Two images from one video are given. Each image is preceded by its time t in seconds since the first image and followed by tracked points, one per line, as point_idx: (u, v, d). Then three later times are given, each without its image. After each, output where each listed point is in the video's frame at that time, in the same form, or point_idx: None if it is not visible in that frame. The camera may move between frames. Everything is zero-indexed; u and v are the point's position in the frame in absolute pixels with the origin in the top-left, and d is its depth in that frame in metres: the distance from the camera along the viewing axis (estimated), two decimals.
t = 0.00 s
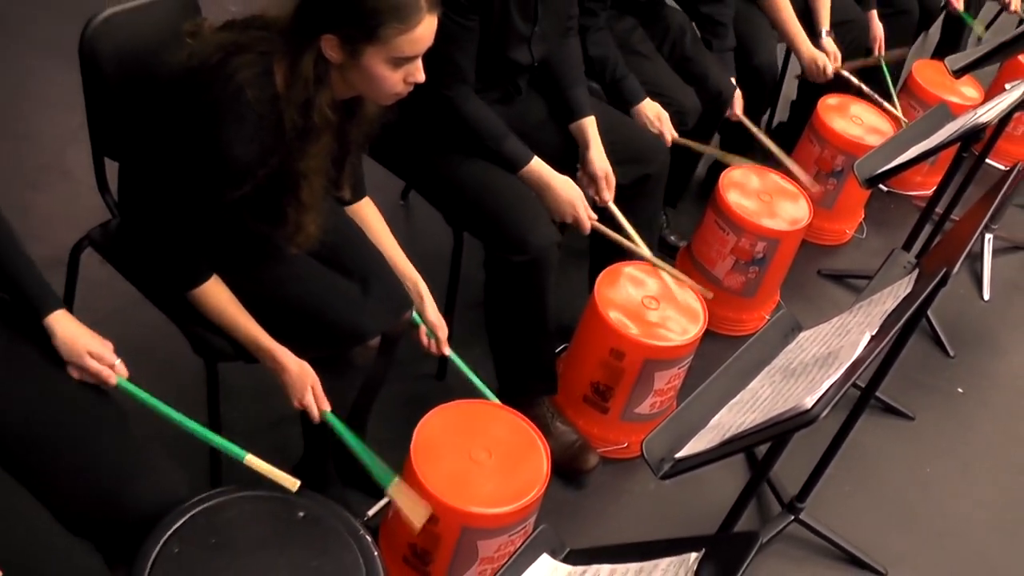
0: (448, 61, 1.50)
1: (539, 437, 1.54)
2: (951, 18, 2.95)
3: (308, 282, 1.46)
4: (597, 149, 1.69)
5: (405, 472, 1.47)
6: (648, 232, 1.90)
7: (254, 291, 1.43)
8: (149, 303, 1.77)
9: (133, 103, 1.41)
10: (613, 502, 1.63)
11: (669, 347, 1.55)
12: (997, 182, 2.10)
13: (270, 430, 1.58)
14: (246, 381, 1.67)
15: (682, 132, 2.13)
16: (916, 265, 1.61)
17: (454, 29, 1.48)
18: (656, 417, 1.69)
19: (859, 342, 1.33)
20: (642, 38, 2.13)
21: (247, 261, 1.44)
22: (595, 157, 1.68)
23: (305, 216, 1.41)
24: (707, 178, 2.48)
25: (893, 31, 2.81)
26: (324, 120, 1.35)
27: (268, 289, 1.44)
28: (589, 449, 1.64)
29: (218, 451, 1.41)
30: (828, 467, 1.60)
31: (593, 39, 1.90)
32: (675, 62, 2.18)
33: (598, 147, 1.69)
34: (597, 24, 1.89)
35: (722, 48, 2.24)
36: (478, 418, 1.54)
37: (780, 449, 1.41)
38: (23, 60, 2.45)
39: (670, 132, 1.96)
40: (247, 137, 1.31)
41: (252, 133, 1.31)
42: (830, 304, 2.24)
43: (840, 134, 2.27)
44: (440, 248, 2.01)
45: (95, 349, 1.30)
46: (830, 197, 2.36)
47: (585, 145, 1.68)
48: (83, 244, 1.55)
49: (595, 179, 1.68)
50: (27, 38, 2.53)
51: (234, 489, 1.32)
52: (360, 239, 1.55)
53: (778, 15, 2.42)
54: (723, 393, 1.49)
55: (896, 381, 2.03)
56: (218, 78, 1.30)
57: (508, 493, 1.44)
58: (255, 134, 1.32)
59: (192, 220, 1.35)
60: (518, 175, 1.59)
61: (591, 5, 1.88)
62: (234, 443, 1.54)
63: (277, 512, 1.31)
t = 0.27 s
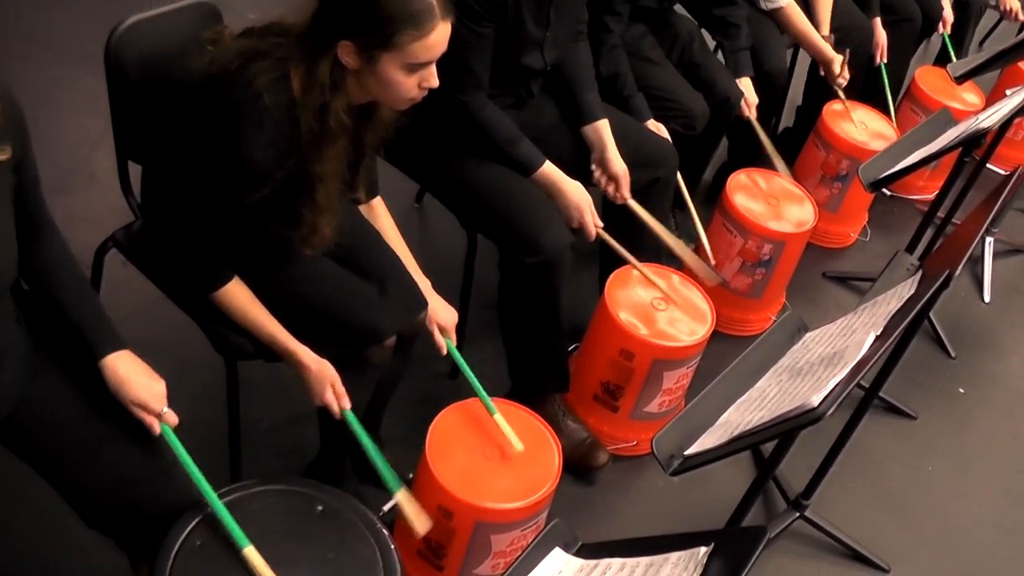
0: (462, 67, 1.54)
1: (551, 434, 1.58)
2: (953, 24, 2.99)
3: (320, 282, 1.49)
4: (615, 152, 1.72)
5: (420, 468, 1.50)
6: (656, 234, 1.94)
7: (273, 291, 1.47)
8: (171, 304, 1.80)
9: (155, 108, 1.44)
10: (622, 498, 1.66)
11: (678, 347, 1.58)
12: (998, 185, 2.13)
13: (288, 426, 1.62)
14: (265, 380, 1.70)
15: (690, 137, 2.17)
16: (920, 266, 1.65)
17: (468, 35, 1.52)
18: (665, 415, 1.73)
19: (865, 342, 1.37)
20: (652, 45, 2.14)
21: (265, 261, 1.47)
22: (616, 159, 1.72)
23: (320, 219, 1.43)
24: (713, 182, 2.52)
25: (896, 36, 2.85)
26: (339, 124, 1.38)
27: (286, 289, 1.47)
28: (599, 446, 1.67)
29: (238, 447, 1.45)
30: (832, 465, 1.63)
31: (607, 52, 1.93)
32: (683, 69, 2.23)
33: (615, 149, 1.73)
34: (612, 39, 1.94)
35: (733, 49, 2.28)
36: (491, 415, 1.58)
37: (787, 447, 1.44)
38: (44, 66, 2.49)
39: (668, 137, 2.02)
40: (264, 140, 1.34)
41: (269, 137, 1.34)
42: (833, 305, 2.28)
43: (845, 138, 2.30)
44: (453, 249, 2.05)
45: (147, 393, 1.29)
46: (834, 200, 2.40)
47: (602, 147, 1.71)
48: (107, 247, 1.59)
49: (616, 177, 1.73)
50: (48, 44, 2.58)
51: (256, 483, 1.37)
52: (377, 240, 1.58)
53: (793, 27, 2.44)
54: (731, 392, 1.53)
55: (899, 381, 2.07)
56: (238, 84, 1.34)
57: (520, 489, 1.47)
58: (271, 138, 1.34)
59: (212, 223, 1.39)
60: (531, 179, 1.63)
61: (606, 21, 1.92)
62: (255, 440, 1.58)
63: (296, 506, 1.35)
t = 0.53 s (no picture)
0: (473, 74, 1.57)
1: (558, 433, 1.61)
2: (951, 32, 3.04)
3: (332, 284, 1.51)
4: (614, 157, 1.77)
5: (431, 465, 1.54)
6: (660, 238, 1.97)
7: (287, 292, 1.50)
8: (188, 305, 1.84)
9: (176, 115, 1.49)
10: (628, 496, 1.70)
11: (683, 348, 1.62)
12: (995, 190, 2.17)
13: (302, 424, 1.65)
14: (281, 379, 1.74)
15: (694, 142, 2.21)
16: (919, 270, 1.68)
17: (478, 43, 1.55)
18: (669, 414, 1.76)
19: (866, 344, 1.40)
20: (658, 52, 2.18)
21: (278, 262, 1.49)
22: (610, 166, 1.75)
23: (331, 222, 1.44)
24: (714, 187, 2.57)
25: (895, 44, 2.89)
26: (351, 128, 1.39)
27: (300, 290, 1.50)
28: (605, 444, 1.71)
29: (253, 444, 1.48)
30: (833, 464, 1.67)
31: (617, 59, 1.99)
32: (689, 76, 2.27)
33: (614, 155, 1.77)
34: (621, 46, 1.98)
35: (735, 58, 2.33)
36: (500, 414, 1.61)
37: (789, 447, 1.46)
38: (61, 72, 2.54)
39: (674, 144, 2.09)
40: (278, 144, 1.35)
41: (284, 140, 1.36)
42: (833, 308, 2.31)
43: (845, 144, 2.34)
44: (462, 251, 2.09)
45: (158, 373, 1.37)
46: (835, 204, 2.44)
47: (602, 153, 1.76)
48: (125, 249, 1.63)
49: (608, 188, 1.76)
50: (65, 50, 2.62)
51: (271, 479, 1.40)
52: (389, 242, 1.62)
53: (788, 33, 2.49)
54: (734, 392, 1.56)
55: (898, 382, 2.11)
56: (255, 89, 1.37)
57: (529, 485, 1.50)
58: (285, 142, 1.36)
59: (230, 225, 1.42)
60: (540, 183, 1.67)
61: (615, 30, 1.96)
62: (271, 439, 1.61)
63: (310, 502, 1.38)
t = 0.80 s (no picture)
0: (485, 88, 1.62)
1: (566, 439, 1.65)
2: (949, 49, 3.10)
3: (348, 292, 1.55)
4: (626, 166, 1.81)
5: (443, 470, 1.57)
6: (665, 248, 2.02)
7: (304, 300, 1.53)
8: (206, 312, 1.88)
9: (197, 128, 1.53)
10: (634, 501, 1.73)
11: (689, 356, 1.66)
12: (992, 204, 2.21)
13: (316, 429, 1.69)
14: (296, 386, 1.77)
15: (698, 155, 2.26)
16: (918, 281, 1.73)
17: (490, 58, 1.60)
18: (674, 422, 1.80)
19: (867, 353, 1.43)
20: (664, 67, 2.24)
21: (296, 271, 1.53)
22: (625, 173, 1.80)
23: (348, 231, 1.49)
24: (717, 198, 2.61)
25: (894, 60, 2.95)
26: (370, 141, 1.44)
27: (316, 298, 1.54)
28: (612, 450, 1.75)
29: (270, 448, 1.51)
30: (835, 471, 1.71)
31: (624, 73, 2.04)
32: (694, 90, 2.31)
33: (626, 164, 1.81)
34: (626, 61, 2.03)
35: (738, 73, 2.38)
36: (510, 420, 1.65)
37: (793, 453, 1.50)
38: (80, 84, 2.59)
39: (681, 157, 2.13)
40: (299, 157, 1.40)
41: (304, 153, 1.41)
42: (834, 318, 2.35)
43: (847, 158, 2.38)
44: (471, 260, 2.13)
45: (171, 352, 1.42)
46: (836, 216, 2.48)
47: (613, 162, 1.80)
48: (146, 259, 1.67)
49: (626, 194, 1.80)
50: (84, 63, 2.68)
51: (289, 482, 1.43)
52: (402, 252, 1.66)
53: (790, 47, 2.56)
54: (739, 399, 1.60)
55: (897, 391, 2.15)
56: (274, 104, 1.41)
57: (538, 490, 1.53)
58: (306, 155, 1.41)
59: (248, 235, 1.47)
60: (550, 195, 1.70)
61: (621, 45, 2.02)
62: (287, 444, 1.65)
63: (326, 504, 1.41)
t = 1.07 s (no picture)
0: (492, 94, 1.65)
1: (570, 437, 1.68)
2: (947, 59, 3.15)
3: (359, 293, 1.59)
4: (629, 172, 1.85)
5: (449, 466, 1.61)
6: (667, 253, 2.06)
7: (316, 300, 1.57)
8: (218, 312, 1.91)
9: (212, 131, 1.57)
10: (636, 499, 1.77)
11: (691, 357, 1.69)
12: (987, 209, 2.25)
13: (326, 427, 1.72)
14: (307, 385, 1.81)
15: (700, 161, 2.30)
16: (915, 285, 1.77)
17: (498, 66, 1.63)
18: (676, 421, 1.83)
19: (866, 354, 1.47)
20: (667, 75, 2.29)
21: (308, 271, 1.57)
22: (628, 179, 1.84)
23: (362, 233, 1.53)
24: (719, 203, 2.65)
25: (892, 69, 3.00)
26: (381, 145, 1.48)
27: (327, 298, 1.57)
28: (615, 449, 1.78)
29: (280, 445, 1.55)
30: (833, 470, 1.74)
31: (628, 80, 2.08)
32: (696, 97, 2.36)
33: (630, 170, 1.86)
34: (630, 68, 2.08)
35: (741, 73, 2.41)
36: (515, 418, 1.68)
37: (792, 452, 1.53)
38: (95, 88, 2.63)
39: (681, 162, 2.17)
40: (311, 161, 1.43)
41: (316, 157, 1.43)
42: (832, 322, 2.39)
43: (845, 164, 2.42)
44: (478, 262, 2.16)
45: (195, 371, 1.44)
46: (834, 221, 2.52)
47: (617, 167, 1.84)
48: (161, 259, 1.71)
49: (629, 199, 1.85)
50: (97, 67, 2.72)
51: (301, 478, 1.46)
52: (410, 254, 1.69)
53: (789, 54, 2.61)
54: (739, 400, 1.64)
55: (894, 393, 2.19)
56: (289, 109, 1.44)
57: (543, 487, 1.57)
58: (318, 159, 1.44)
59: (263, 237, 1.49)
60: (555, 199, 1.74)
61: (623, 54, 2.06)
62: (297, 441, 1.68)
63: (335, 500, 1.44)
